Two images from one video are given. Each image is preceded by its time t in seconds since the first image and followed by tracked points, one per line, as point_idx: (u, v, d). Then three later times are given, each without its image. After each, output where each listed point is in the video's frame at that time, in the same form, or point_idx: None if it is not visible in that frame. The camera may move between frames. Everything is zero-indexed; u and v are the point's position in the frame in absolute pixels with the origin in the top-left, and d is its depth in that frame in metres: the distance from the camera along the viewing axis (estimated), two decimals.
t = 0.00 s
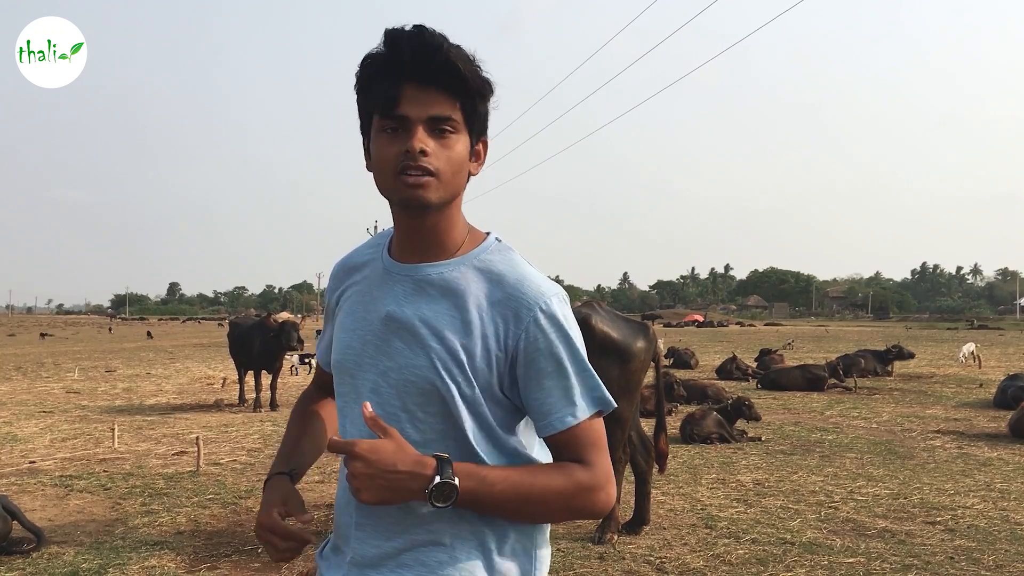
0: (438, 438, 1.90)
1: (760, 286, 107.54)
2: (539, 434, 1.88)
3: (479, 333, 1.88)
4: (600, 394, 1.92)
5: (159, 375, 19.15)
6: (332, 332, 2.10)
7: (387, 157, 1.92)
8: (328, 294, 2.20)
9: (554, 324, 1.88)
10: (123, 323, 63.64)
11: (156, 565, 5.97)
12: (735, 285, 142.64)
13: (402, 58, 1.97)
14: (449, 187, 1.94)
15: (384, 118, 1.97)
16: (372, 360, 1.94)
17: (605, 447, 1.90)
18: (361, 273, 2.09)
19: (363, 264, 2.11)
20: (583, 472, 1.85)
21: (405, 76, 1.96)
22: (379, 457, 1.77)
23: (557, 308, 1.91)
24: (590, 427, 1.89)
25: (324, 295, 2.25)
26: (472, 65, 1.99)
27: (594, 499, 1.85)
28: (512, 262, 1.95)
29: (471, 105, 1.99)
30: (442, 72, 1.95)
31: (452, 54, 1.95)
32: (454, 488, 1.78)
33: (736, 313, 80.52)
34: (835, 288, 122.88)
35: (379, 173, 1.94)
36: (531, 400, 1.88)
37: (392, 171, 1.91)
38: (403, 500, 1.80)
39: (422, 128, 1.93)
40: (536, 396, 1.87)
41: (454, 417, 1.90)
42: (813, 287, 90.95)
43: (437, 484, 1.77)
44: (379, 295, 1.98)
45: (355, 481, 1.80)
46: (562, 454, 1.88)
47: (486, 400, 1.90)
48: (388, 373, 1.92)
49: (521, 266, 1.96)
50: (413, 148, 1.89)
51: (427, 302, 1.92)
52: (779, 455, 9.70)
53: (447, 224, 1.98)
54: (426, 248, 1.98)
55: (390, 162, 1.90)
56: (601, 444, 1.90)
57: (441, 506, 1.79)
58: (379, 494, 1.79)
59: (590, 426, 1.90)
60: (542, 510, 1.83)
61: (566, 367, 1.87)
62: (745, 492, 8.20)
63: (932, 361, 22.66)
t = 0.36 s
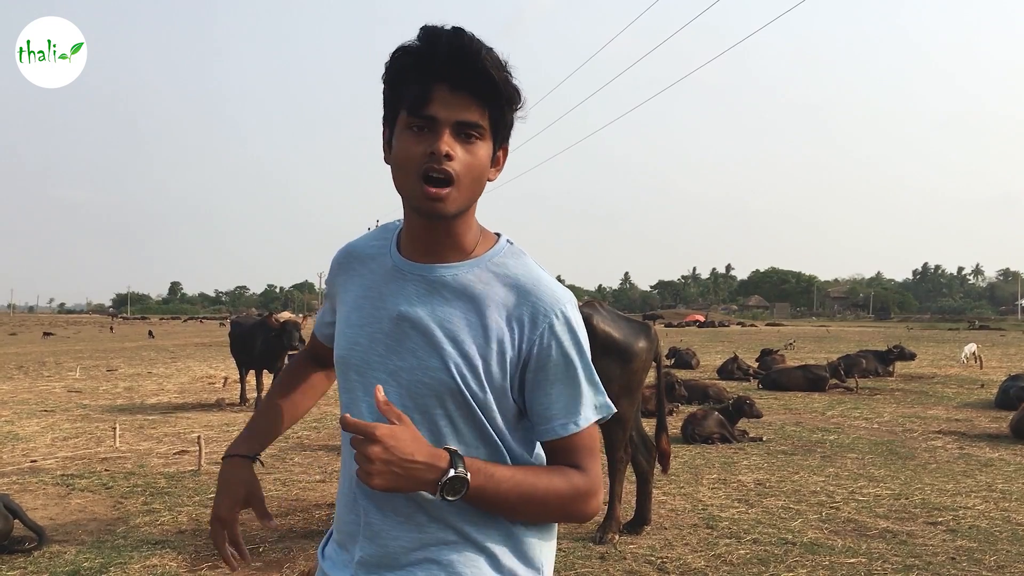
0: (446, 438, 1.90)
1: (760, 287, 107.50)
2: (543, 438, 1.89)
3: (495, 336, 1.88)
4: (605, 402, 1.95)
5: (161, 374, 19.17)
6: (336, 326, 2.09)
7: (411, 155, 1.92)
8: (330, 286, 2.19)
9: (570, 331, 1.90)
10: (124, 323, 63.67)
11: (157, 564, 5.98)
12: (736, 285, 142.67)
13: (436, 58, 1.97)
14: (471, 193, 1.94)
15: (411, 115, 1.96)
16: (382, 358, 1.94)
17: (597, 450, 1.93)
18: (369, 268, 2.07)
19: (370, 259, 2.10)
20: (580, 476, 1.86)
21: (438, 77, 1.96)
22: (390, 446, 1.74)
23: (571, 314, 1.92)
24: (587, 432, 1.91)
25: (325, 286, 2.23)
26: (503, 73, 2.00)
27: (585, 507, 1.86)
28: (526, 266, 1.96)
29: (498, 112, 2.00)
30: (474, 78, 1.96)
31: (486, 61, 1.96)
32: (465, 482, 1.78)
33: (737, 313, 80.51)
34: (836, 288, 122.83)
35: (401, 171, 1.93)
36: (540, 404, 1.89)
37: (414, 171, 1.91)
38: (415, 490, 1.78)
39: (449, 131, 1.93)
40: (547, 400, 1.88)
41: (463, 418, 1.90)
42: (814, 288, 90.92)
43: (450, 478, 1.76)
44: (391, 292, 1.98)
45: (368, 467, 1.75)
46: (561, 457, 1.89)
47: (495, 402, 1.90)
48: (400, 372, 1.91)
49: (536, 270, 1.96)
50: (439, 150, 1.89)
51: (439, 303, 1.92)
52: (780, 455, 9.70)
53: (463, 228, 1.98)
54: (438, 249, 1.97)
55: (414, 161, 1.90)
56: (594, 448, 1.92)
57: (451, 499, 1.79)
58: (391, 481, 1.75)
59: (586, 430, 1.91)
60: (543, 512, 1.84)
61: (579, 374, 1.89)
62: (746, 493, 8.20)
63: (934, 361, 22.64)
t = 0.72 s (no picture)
0: (461, 436, 1.90)
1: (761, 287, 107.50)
2: (560, 433, 1.92)
3: (504, 331, 1.88)
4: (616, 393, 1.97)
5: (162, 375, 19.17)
6: (342, 329, 2.08)
7: (411, 155, 1.92)
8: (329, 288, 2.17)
9: (577, 323, 1.92)
10: (125, 323, 63.66)
11: (159, 565, 5.98)
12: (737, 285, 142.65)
13: (428, 58, 1.97)
14: (475, 188, 1.94)
15: (409, 115, 1.95)
16: (391, 357, 1.93)
17: (616, 444, 1.96)
18: (373, 270, 2.07)
19: (375, 259, 2.09)
20: (600, 470, 1.89)
21: (432, 75, 1.96)
22: (410, 445, 1.74)
23: (578, 307, 1.94)
24: (603, 427, 1.94)
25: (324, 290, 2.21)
26: (496, 68, 2.00)
27: (604, 501, 1.89)
28: (533, 261, 1.97)
29: (494, 107, 2.00)
30: (468, 74, 1.96)
31: (477, 57, 1.96)
32: (487, 478, 1.79)
33: (737, 313, 80.55)
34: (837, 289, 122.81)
35: (403, 171, 1.93)
36: (553, 398, 1.91)
37: (416, 170, 1.91)
38: (436, 488, 1.78)
39: (447, 128, 1.93)
40: (560, 394, 1.90)
41: (474, 417, 1.90)
42: (815, 288, 90.88)
43: (472, 474, 1.77)
44: (398, 293, 1.97)
45: (391, 468, 1.75)
46: (579, 451, 1.92)
47: (507, 398, 1.91)
48: (409, 372, 1.91)
49: (541, 264, 1.97)
50: (439, 148, 1.89)
51: (449, 301, 1.92)
52: (782, 455, 9.70)
53: (470, 224, 1.98)
54: (445, 248, 1.97)
55: (415, 161, 1.90)
56: (612, 442, 1.96)
57: (472, 496, 1.80)
58: (414, 481, 1.75)
59: (603, 424, 1.94)
60: (563, 508, 1.86)
61: (589, 366, 1.92)
62: (748, 493, 8.21)
63: (936, 361, 22.64)
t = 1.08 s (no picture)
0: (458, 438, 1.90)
1: (762, 289, 107.49)
2: (550, 432, 1.94)
3: (506, 333, 1.89)
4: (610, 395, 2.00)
5: (164, 376, 19.17)
6: (340, 334, 2.04)
7: (413, 154, 1.92)
8: (322, 291, 2.12)
9: (575, 326, 1.95)
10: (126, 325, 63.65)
11: (162, 566, 5.97)
12: (738, 286, 142.63)
13: (441, 60, 1.98)
14: (473, 192, 1.94)
15: (415, 114, 1.95)
16: (392, 361, 1.92)
17: (603, 445, 1.98)
18: (371, 271, 2.04)
19: (372, 260, 2.06)
20: (586, 470, 1.91)
21: (442, 77, 1.96)
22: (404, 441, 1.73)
23: (575, 309, 1.96)
24: (592, 428, 1.96)
25: (314, 293, 2.16)
26: (507, 75, 2.01)
27: (591, 500, 1.91)
28: (530, 262, 1.98)
29: (500, 114, 2.01)
30: (477, 79, 1.96)
31: (490, 62, 1.97)
32: (476, 475, 1.80)
33: (738, 315, 80.59)
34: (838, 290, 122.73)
35: (404, 171, 1.93)
36: (549, 398, 1.93)
37: (415, 169, 1.91)
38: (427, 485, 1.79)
39: (451, 131, 1.93)
40: (556, 394, 1.92)
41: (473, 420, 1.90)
42: (816, 289, 90.85)
43: (461, 470, 1.78)
44: (399, 295, 1.95)
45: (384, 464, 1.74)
46: (566, 451, 1.94)
47: (507, 399, 1.92)
48: (409, 375, 1.90)
49: (539, 266, 1.99)
50: (440, 150, 1.89)
51: (451, 304, 1.91)
52: (784, 457, 9.69)
53: (468, 227, 1.98)
54: (442, 249, 1.97)
55: (416, 160, 1.90)
56: (600, 442, 1.98)
57: (460, 492, 1.81)
58: (410, 475, 1.75)
59: (594, 424, 1.97)
60: (550, 506, 1.88)
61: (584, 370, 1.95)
62: (750, 494, 8.20)
63: (938, 362, 22.65)
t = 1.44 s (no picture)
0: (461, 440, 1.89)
1: (764, 291, 107.46)
2: (548, 429, 1.97)
3: (504, 336, 1.89)
4: (603, 392, 2.02)
5: (166, 378, 19.19)
6: (334, 339, 2.00)
7: (408, 157, 1.92)
8: (312, 294, 2.07)
9: (572, 326, 1.96)
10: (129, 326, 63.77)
11: (164, 568, 5.98)
12: (740, 288, 142.60)
13: (438, 62, 1.98)
14: (467, 196, 1.94)
15: (410, 116, 1.96)
16: (391, 365, 1.90)
17: (599, 440, 2.02)
18: (365, 274, 2.00)
19: (365, 261, 2.03)
20: (585, 466, 1.95)
21: (439, 79, 1.96)
22: (412, 449, 1.74)
23: (571, 309, 1.98)
24: (589, 424, 2.00)
25: (302, 297, 2.11)
26: (503, 77, 2.02)
27: (590, 495, 1.95)
28: (526, 262, 1.99)
29: (495, 117, 2.01)
30: (474, 82, 1.97)
31: (486, 66, 1.98)
32: (479, 480, 1.81)
33: (739, 317, 80.58)
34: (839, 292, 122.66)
35: (400, 173, 1.93)
36: (547, 397, 1.95)
37: (410, 172, 1.91)
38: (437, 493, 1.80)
39: (446, 134, 1.93)
40: (552, 394, 1.95)
41: (473, 422, 1.89)
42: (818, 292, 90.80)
43: (465, 478, 1.79)
44: (397, 298, 1.93)
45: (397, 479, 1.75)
46: (563, 449, 1.97)
47: (505, 400, 1.92)
48: (408, 378, 1.89)
49: (535, 266, 2.00)
50: (436, 153, 1.90)
51: (449, 306, 1.90)
52: (786, 459, 9.69)
53: (464, 229, 1.98)
54: (438, 251, 1.96)
55: (411, 163, 1.90)
56: (596, 439, 2.01)
57: (461, 498, 1.82)
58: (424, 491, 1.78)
59: (590, 421, 2.00)
60: (552, 504, 1.90)
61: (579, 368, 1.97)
62: (752, 496, 8.19)
63: (941, 364, 22.65)
